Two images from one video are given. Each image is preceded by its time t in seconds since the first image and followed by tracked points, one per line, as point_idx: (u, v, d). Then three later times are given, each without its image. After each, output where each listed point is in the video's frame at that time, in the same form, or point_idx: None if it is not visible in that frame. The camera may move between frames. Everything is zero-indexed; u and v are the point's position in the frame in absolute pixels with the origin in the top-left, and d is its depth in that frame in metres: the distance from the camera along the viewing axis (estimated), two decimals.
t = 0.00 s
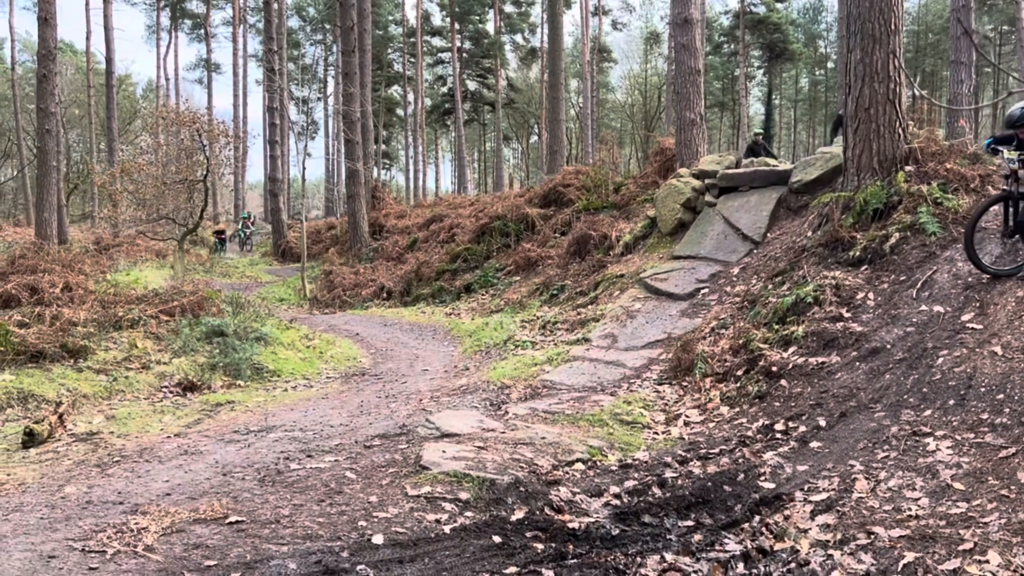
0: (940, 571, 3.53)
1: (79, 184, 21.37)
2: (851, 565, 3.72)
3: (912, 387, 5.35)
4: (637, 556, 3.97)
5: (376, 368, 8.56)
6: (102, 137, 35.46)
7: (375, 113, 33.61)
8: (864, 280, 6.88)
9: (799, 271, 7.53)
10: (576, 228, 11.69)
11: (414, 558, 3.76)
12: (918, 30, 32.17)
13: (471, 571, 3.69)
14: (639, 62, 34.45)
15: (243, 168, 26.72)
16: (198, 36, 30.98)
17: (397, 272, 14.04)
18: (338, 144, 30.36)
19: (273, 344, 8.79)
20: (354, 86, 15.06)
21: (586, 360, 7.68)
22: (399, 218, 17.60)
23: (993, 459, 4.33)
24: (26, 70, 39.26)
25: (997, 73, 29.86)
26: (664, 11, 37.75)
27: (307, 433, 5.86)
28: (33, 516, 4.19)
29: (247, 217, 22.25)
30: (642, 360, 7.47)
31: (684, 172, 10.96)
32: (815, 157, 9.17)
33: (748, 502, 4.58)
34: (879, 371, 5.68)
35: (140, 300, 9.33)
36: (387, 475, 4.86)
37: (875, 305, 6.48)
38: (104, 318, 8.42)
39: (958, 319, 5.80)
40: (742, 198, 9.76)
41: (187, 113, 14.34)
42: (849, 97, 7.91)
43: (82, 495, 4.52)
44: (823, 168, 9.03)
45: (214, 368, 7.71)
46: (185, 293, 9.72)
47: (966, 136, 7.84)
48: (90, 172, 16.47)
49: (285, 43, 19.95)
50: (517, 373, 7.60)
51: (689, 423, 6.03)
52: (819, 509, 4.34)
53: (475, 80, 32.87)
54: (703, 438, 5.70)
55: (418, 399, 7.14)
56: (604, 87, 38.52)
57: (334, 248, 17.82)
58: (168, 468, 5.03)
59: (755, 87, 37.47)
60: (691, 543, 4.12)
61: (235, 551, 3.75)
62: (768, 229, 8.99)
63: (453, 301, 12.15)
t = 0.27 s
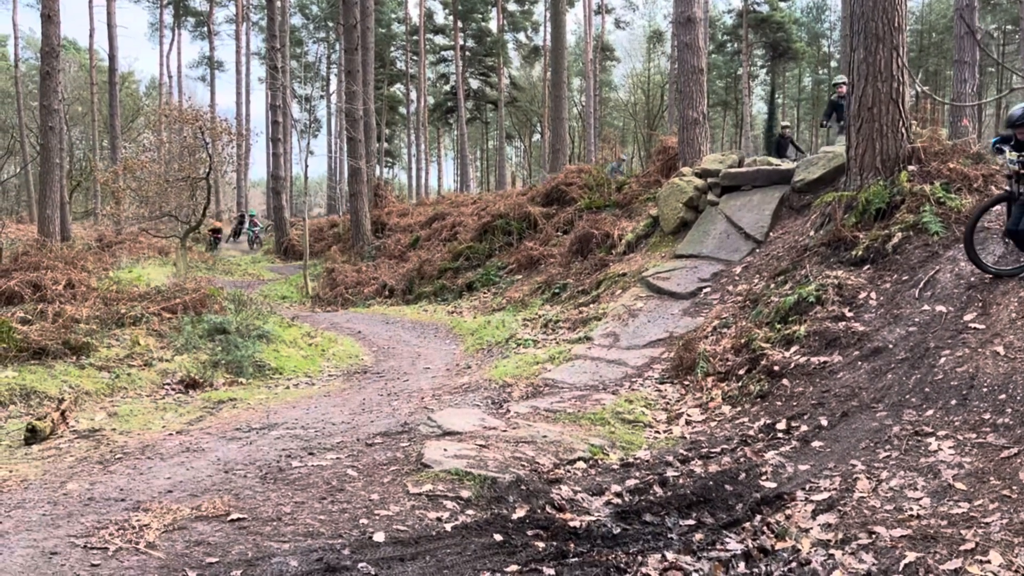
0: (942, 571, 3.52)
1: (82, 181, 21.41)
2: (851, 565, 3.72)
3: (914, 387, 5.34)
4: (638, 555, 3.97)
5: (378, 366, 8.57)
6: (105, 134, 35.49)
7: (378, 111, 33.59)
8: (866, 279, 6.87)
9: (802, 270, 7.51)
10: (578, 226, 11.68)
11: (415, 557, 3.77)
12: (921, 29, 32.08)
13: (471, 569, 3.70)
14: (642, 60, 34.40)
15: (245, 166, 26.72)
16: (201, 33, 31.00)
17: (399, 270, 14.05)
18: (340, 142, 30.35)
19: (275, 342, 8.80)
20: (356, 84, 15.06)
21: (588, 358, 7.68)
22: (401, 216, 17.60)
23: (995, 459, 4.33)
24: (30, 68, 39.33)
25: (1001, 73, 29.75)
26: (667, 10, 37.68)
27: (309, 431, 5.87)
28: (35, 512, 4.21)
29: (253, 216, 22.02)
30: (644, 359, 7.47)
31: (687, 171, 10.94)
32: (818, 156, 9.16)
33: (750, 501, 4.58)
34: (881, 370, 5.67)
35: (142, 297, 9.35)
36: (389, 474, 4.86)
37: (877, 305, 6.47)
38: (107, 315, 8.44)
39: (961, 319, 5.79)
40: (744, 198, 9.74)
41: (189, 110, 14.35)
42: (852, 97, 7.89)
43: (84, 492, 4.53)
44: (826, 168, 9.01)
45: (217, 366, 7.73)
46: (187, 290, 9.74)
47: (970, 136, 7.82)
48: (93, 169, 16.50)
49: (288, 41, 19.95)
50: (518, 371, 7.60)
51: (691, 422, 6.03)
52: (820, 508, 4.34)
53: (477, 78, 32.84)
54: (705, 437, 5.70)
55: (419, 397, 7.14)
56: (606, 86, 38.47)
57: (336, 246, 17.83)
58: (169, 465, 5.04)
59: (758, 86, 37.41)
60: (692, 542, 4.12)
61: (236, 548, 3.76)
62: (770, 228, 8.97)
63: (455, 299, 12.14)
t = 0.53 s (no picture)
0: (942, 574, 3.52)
1: (84, 179, 21.44)
2: (851, 567, 3.73)
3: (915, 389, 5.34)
4: (638, 556, 3.98)
5: (379, 366, 8.58)
6: (108, 133, 35.54)
7: (381, 110, 33.61)
8: (868, 281, 6.86)
9: (803, 272, 7.51)
10: (580, 227, 11.68)
11: (415, 557, 3.78)
12: (924, 30, 32.05)
13: (472, 570, 3.70)
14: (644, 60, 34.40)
15: (248, 164, 26.76)
16: (204, 32, 31.02)
17: (401, 270, 14.06)
18: (342, 142, 30.38)
19: (276, 341, 8.81)
20: (359, 83, 15.06)
21: (589, 359, 7.68)
22: (403, 215, 17.60)
23: (996, 462, 4.33)
24: (33, 65, 39.39)
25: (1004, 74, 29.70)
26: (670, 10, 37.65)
27: (310, 431, 5.88)
28: (37, 512, 4.22)
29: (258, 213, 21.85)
30: (644, 360, 7.47)
31: (688, 172, 10.94)
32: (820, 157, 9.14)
33: (750, 503, 4.58)
34: (882, 372, 5.67)
35: (144, 296, 9.36)
36: (390, 474, 4.87)
37: (879, 307, 6.47)
38: (109, 314, 8.46)
39: (962, 321, 5.78)
40: (746, 199, 9.73)
41: (192, 109, 14.37)
42: (854, 98, 7.89)
43: (86, 491, 4.55)
44: (828, 169, 9.00)
45: (218, 365, 7.74)
46: (189, 289, 9.75)
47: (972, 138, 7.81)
48: (96, 167, 16.53)
49: (291, 40, 19.96)
50: (519, 372, 7.60)
51: (692, 424, 6.03)
52: (820, 510, 4.34)
53: (480, 78, 32.84)
54: (705, 439, 5.70)
55: (421, 397, 7.15)
56: (609, 86, 38.46)
57: (337, 245, 17.85)
58: (171, 465, 5.05)
59: (761, 86, 37.37)
60: (692, 544, 4.13)
61: (237, 548, 3.77)
62: (772, 229, 8.97)
63: (456, 299, 12.15)
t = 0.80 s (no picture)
0: None
1: (87, 178, 21.47)
2: (853, 570, 3.72)
3: (917, 392, 5.33)
4: (639, 558, 3.98)
5: (381, 366, 8.59)
6: (111, 131, 35.58)
7: (383, 110, 33.62)
8: (870, 283, 6.85)
9: (806, 273, 7.50)
10: (582, 227, 11.68)
11: (417, 557, 3.79)
12: (928, 32, 31.97)
13: (473, 571, 3.71)
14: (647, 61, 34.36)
15: (251, 164, 26.79)
16: (207, 31, 31.07)
17: (403, 270, 14.06)
18: (345, 141, 30.42)
19: (278, 341, 8.82)
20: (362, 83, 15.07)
21: (591, 360, 7.67)
22: (405, 215, 17.61)
23: (998, 465, 4.32)
24: (36, 64, 39.49)
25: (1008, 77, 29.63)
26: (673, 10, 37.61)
27: (312, 431, 5.88)
28: (39, 510, 4.23)
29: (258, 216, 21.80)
30: (646, 361, 7.46)
31: (691, 173, 10.93)
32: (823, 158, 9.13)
33: (752, 505, 4.57)
34: (884, 375, 5.66)
35: (147, 295, 9.37)
36: (391, 475, 4.87)
37: (881, 309, 6.46)
38: (112, 313, 8.47)
39: (964, 324, 5.78)
40: (748, 200, 9.72)
41: (195, 108, 14.38)
42: (857, 100, 7.87)
43: (88, 490, 4.56)
44: (831, 171, 8.99)
45: (220, 364, 7.75)
46: (192, 288, 9.77)
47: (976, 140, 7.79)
48: (100, 166, 16.57)
49: (294, 39, 19.97)
50: (521, 373, 7.60)
51: (693, 425, 6.03)
52: (822, 513, 4.34)
53: (483, 78, 32.83)
54: (707, 441, 5.69)
55: (423, 398, 7.16)
56: (612, 86, 38.44)
57: (340, 245, 17.86)
58: (173, 464, 5.06)
59: (764, 87, 37.31)
60: (693, 546, 4.12)
61: (238, 548, 3.77)
62: (775, 231, 8.96)
63: (458, 299, 12.16)
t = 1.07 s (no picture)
0: None
1: (91, 177, 21.51)
2: (854, 572, 3.71)
3: (919, 395, 5.32)
4: (640, 559, 3.98)
5: (383, 367, 8.60)
6: (115, 131, 35.65)
7: (387, 111, 33.67)
8: (873, 286, 6.84)
9: (808, 276, 7.49)
10: (585, 229, 11.67)
11: (418, 558, 3.79)
12: (932, 35, 31.92)
13: (474, 572, 3.71)
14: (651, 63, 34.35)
15: (254, 164, 26.83)
16: (211, 31, 31.12)
17: (405, 270, 14.07)
18: (348, 142, 30.46)
19: (280, 341, 8.84)
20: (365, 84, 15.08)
21: (593, 361, 7.67)
22: (408, 216, 17.62)
23: (1000, 469, 4.31)
24: (41, 63, 39.63)
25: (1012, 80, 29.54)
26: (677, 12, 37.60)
27: (314, 431, 5.89)
28: (41, 509, 4.24)
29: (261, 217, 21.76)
30: (648, 363, 7.46)
31: (694, 175, 10.93)
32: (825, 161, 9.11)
33: (753, 507, 4.57)
34: (886, 378, 5.66)
35: (150, 295, 9.38)
36: (393, 475, 4.88)
37: (883, 312, 6.45)
38: (114, 313, 8.48)
39: (967, 327, 5.77)
40: (751, 203, 9.71)
41: (199, 109, 14.41)
42: (860, 103, 7.85)
43: (90, 489, 4.57)
44: (834, 173, 8.98)
45: (222, 364, 7.76)
46: (195, 288, 9.78)
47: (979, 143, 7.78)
48: (104, 165, 16.63)
49: (298, 40, 20.00)
50: (523, 374, 7.60)
51: (695, 428, 6.02)
52: (823, 515, 4.33)
53: (486, 79, 32.85)
54: (709, 443, 5.69)
55: (424, 398, 7.16)
56: (615, 88, 38.42)
57: (342, 245, 17.87)
58: (174, 463, 5.07)
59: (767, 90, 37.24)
60: (695, 548, 4.12)
61: (240, 548, 3.78)
62: (777, 233, 8.95)
63: (460, 300, 12.17)
